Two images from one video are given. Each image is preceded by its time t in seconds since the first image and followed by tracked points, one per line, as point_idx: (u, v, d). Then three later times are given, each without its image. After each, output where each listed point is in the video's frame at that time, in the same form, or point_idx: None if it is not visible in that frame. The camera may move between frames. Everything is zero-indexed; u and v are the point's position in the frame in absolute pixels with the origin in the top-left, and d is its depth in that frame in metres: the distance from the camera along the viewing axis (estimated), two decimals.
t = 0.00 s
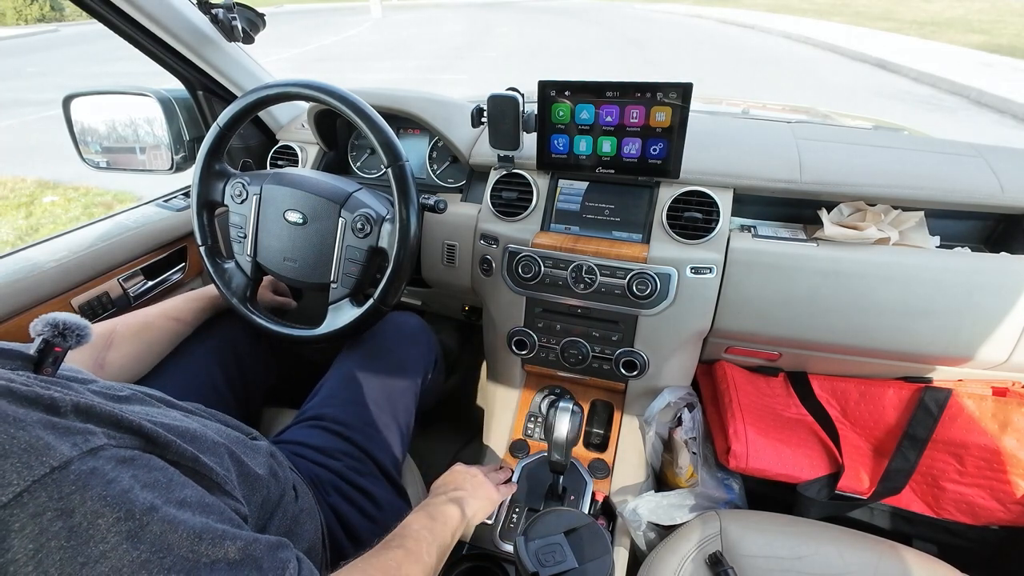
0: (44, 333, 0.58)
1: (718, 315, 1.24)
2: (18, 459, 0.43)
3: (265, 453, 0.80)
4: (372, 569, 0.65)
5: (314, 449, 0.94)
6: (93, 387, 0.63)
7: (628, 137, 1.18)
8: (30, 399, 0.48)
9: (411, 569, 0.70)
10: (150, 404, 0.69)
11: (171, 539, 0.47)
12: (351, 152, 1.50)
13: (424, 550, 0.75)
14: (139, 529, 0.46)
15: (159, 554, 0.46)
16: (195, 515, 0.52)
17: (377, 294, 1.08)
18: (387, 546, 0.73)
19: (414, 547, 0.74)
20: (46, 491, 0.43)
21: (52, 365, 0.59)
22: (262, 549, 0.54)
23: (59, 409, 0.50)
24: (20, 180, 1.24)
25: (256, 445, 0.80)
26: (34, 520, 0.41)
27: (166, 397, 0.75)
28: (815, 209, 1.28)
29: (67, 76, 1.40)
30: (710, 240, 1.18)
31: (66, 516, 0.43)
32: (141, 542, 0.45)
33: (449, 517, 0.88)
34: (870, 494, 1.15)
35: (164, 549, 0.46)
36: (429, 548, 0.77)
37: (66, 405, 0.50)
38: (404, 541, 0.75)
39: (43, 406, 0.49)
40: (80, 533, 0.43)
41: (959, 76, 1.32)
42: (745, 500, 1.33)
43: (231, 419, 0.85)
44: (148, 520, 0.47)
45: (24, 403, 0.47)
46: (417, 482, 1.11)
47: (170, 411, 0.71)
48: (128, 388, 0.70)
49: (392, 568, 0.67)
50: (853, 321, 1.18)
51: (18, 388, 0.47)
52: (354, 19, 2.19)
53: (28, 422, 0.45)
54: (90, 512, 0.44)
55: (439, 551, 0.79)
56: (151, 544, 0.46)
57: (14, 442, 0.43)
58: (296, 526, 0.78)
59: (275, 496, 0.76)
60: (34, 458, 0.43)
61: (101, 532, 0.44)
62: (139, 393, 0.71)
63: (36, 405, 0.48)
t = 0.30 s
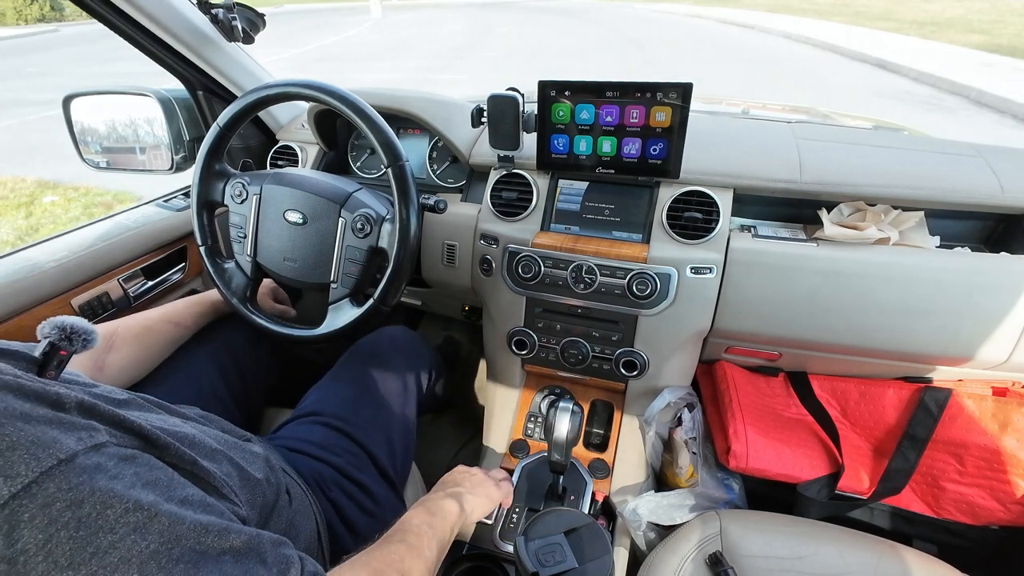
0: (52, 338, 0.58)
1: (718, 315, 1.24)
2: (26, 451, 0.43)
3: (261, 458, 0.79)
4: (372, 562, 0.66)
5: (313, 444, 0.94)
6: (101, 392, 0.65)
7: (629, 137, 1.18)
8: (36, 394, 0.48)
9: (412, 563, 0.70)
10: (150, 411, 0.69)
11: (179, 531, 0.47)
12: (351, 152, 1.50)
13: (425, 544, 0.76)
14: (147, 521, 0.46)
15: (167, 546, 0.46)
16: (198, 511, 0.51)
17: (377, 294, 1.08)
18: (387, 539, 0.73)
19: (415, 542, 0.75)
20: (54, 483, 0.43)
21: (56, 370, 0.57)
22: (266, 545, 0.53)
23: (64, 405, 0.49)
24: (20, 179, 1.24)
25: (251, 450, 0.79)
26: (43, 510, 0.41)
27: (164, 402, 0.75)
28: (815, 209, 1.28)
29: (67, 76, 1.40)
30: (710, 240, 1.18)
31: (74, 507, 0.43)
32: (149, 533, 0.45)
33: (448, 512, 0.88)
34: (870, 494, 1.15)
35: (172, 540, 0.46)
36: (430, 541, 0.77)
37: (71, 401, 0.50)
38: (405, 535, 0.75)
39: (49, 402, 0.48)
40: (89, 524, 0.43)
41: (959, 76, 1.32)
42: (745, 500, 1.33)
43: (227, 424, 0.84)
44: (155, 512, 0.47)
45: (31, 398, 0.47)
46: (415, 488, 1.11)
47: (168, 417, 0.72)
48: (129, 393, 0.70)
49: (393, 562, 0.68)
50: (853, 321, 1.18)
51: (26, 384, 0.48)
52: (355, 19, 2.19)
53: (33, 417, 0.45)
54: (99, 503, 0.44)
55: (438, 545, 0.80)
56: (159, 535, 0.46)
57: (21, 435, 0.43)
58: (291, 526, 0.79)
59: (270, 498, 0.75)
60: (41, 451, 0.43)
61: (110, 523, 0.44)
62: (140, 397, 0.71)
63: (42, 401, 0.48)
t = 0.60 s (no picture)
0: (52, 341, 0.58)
1: (718, 315, 1.24)
2: (32, 442, 0.42)
3: (256, 457, 0.79)
4: (382, 550, 0.67)
5: (311, 442, 0.94)
6: (109, 397, 0.66)
7: (628, 137, 1.18)
8: (37, 389, 0.48)
9: (420, 553, 0.71)
10: (146, 413, 0.69)
11: (185, 518, 0.48)
12: (351, 152, 1.50)
13: (433, 534, 0.77)
14: (154, 508, 0.46)
15: (174, 533, 0.46)
16: (201, 502, 0.52)
17: (377, 294, 1.08)
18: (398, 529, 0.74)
19: (424, 532, 0.76)
20: (61, 472, 0.43)
21: (56, 374, 0.56)
22: (270, 533, 0.54)
23: (65, 400, 0.49)
24: (21, 180, 1.23)
25: (246, 449, 0.79)
26: (52, 499, 0.41)
27: (159, 402, 0.75)
28: (815, 209, 1.28)
29: (67, 76, 1.40)
30: (710, 240, 1.18)
31: (83, 495, 0.43)
32: (157, 521, 0.46)
33: (457, 504, 0.89)
34: (870, 494, 1.15)
35: (179, 527, 0.47)
36: (439, 532, 0.78)
37: (72, 396, 0.50)
38: (414, 524, 0.77)
39: (50, 397, 0.48)
40: (98, 512, 0.43)
41: (959, 75, 1.32)
42: (745, 500, 1.33)
43: (223, 425, 0.85)
44: (161, 500, 0.47)
45: (32, 392, 0.47)
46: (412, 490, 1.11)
47: (163, 418, 0.71)
48: (125, 394, 0.70)
49: (401, 550, 0.69)
50: (853, 321, 1.18)
51: (26, 378, 0.47)
52: (354, 18, 2.19)
53: (34, 410, 0.45)
54: (107, 491, 0.44)
55: (448, 536, 0.81)
56: (166, 522, 0.46)
57: (25, 427, 0.43)
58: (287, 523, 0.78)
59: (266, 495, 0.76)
60: (46, 442, 0.43)
61: (118, 510, 0.44)
62: (136, 398, 0.71)
63: (42, 395, 0.48)
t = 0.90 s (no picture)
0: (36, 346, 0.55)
1: (718, 316, 1.24)
2: (15, 427, 0.42)
3: (252, 457, 0.79)
4: (405, 509, 0.68)
5: (310, 441, 0.94)
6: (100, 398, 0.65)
7: (629, 137, 1.18)
8: (16, 383, 0.47)
9: (442, 516, 0.71)
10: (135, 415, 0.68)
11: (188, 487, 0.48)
12: (351, 152, 1.50)
13: (458, 498, 0.77)
14: (155, 481, 0.47)
15: (178, 501, 0.47)
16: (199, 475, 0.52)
17: (377, 294, 1.08)
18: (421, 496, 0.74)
19: (448, 494, 0.76)
20: (51, 452, 0.43)
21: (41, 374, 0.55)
22: (276, 499, 0.54)
23: (43, 390, 0.49)
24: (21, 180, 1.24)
25: (241, 450, 0.79)
26: (46, 477, 0.41)
27: (152, 405, 0.75)
28: (815, 209, 1.28)
29: (67, 76, 1.40)
30: (710, 240, 1.18)
31: (78, 472, 0.43)
32: (158, 491, 0.46)
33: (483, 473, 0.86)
34: (870, 494, 1.15)
35: (182, 496, 0.47)
36: (463, 497, 0.78)
37: (51, 387, 0.50)
38: (439, 488, 0.77)
39: (28, 388, 0.48)
40: (96, 487, 0.43)
41: (959, 75, 1.32)
42: (745, 500, 1.33)
43: (221, 424, 0.85)
44: (160, 473, 0.47)
45: (9, 384, 0.46)
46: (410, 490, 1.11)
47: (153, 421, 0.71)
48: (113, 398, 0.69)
49: (426, 510, 0.70)
50: (853, 321, 1.18)
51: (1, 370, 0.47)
52: (354, 18, 2.19)
53: (15, 399, 0.45)
54: (103, 467, 0.44)
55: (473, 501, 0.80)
56: (169, 492, 0.47)
57: (6, 414, 0.43)
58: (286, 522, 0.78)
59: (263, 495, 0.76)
60: (32, 426, 0.43)
61: (118, 484, 0.44)
62: (124, 401, 0.71)
63: (22, 388, 0.47)
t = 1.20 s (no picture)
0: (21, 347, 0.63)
1: (718, 316, 1.24)
2: (12, 390, 0.43)
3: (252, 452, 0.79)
4: (412, 467, 0.67)
5: (309, 440, 0.93)
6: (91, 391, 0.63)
7: (629, 136, 1.18)
8: None
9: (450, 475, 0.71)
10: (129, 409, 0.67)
11: (191, 441, 0.50)
12: (351, 152, 1.50)
13: (466, 461, 0.77)
14: (158, 435, 0.48)
15: (184, 453, 0.48)
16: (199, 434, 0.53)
17: (377, 294, 1.08)
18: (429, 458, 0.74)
19: (456, 457, 0.77)
20: (52, 411, 0.44)
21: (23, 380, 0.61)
22: (277, 457, 0.56)
23: (31, 361, 0.49)
24: (20, 180, 1.24)
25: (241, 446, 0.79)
26: (51, 433, 0.42)
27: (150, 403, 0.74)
28: (815, 209, 1.28)
29: (67, 76, 1.40)
30: (710, 240, 1.18)
31: (82, 428, 0.44)
32: (164, 445, 0.47)
33: (488, 445, 0.87)
34: (870, 494, 1.15)
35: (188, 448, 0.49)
36: (469, 460, 0.78)
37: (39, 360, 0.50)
38: (447, 452, 0.78)
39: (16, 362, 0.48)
40: (102, 441, 0.44)
41: (959, 76, 1.32)
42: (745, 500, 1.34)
43: (221, 422, 0.85)
44: (162, 429, 0.49)
45: None
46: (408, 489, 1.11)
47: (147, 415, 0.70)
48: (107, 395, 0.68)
49: (435, 469, 0.70)
50: (853, 321, 1.18)
51: None
52: (354, 18, 2.19)
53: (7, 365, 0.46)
54: (106, 423, 0.45)
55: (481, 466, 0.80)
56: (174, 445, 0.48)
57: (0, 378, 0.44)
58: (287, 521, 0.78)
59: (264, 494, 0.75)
60: (28, 388, 0.44)
61: (124, 438, 0.46)
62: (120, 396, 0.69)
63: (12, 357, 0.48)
